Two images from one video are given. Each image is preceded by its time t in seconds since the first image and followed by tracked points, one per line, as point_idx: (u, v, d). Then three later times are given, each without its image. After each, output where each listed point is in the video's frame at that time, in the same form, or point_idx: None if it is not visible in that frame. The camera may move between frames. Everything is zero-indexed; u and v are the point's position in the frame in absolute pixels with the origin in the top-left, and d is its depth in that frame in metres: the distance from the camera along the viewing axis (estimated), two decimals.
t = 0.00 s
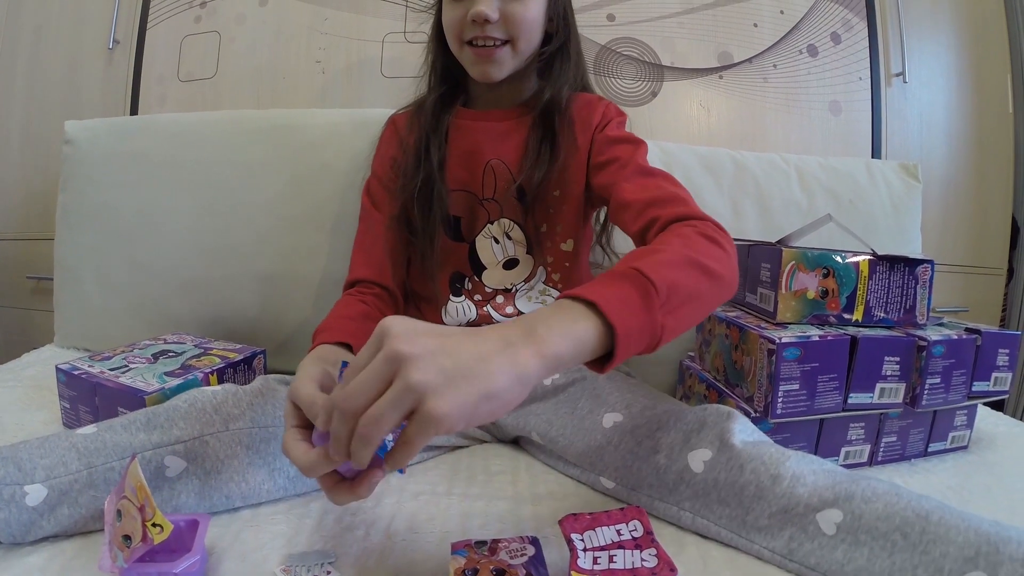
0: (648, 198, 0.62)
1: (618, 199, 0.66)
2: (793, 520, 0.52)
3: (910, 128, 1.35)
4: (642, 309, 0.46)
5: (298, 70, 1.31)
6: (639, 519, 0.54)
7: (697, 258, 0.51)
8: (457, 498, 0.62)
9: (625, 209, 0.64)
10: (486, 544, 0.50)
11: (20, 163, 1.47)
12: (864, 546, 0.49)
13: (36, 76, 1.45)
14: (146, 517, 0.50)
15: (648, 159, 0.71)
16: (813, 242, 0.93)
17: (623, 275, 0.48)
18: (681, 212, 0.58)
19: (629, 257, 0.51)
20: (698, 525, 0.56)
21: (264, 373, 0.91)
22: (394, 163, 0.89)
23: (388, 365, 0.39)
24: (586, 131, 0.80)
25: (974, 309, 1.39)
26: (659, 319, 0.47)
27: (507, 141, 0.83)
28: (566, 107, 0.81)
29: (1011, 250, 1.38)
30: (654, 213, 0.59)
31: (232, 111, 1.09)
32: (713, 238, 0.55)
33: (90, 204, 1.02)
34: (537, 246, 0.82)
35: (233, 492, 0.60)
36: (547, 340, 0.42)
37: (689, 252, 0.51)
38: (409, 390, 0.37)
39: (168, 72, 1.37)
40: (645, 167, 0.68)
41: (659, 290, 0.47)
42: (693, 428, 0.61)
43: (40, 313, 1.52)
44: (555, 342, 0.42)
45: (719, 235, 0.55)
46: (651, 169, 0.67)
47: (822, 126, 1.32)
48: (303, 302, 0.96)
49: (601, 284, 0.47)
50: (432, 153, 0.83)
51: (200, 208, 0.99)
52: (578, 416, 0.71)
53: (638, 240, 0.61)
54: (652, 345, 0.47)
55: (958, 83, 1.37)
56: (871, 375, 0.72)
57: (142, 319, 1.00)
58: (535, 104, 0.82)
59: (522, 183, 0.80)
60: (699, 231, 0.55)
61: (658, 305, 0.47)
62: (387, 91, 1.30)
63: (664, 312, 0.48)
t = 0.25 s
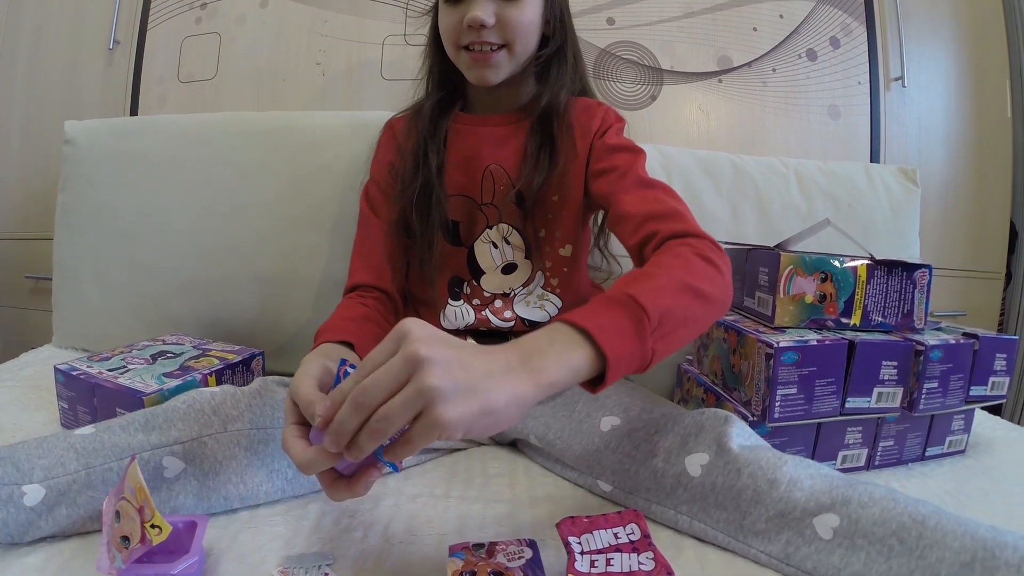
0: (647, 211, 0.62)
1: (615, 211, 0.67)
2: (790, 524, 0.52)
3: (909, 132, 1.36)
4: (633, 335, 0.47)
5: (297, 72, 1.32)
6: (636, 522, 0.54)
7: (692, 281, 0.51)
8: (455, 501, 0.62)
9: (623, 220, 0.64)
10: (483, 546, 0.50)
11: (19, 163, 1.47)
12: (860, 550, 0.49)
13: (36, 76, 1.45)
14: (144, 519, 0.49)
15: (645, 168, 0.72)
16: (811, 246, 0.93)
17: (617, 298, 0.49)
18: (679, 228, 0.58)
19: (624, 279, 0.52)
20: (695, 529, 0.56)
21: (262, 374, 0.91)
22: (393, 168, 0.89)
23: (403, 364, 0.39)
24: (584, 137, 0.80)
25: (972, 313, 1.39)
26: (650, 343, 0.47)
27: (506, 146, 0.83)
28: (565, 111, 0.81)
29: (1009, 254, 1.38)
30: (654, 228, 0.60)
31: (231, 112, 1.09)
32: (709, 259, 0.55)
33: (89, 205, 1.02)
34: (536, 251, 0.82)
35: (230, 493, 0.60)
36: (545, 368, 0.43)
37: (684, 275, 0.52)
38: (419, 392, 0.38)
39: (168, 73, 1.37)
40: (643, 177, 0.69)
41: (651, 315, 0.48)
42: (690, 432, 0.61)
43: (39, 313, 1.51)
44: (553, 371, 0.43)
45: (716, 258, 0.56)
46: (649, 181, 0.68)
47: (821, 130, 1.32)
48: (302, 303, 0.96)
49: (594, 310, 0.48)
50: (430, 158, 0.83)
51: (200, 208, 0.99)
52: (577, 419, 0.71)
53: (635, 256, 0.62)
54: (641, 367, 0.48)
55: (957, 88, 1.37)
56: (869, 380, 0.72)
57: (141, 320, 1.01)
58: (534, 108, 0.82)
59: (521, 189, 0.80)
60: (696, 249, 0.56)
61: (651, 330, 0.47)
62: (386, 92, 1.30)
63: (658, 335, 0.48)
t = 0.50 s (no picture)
0: (644, 214, 0.62)
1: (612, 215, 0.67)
2: (785, 525, 0.52)
3: (906, 133, 1.36)
4: (626, 341, 0.47)
5: (296, 70, 1.31)
6: (633, 521, 0.54)
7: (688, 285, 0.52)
8: (452, 499, 0.62)
9: (621, 222, 0.64)
10: (479, 545, 0.50)
11: (16, 160, 1.47)
12: (856, 552, 0.49)
13: (34, 72, 1.45)
14: (142, 516, 0.49)
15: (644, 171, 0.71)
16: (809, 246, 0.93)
17: (613, 305, 0.49)
18: (676, 232, 0.58)
19: (621, 285, 0.52)
20: (691, 529, 0.57)
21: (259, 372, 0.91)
22: (392, 166, 0.89)
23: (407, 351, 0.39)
24: (581, 137, 0.80)
25: (968, 314, 1.40)
26: (646, 348, 0.48)
27: (504, 145, 0.83)
28: (563, 110, 0.81)
29: (1006, 255, 1.39)
30: (651, 231, 0.60)
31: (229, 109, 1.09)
32: (705, 263, 0.55)
33: (86, 202, 1.02)
34: (534, 250, 0.82)
35: (227, 491, 0.60)
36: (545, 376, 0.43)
37: (680, 280, 0.52)
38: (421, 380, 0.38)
39: (166, 70, 1.37)
40: (642, 180, 0.69)
41: (646, 322, 0.48)
42: (686, 432, 0.61)
43: (36, 310, 1.51)
44: (552, 375, 0.43)
45: (712, 262, 0.56)
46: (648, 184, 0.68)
47: (819, 130, 1.33)
48: (299, 301, 0.96)
49: (589, 314, 0.49)
50: (429, 156, 0.83)
51: (197, 206, 0.99)
52: (575, 418, 0.71)
53: (632, 258, 0.63)
54: (638, 373, 0.48)
55: (955, 89, 1.37)
56: (866, 380, 0.72)
57: (138, 317, 1.00)
58: (533, 107, 0.82)
59: (519, 188, 0.80)
60: (692, 253, 0.56)
61: (646, 335, 0.48)
62: (385, 91, 1.30)
63: (653, 339, 0.49)
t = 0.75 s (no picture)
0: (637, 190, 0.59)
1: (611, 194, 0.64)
2: (782, 527, 0.52)
3: (905, 136, 1.36)
4: (613, 294, 0.46)
5: (294, 69, 1.31)
6: (629, 523, 0.54)
7: (679, 239, 0.50)
8: (448, 500, 0.62)
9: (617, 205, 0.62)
10: (475, 547, 0.50)
11: (14, 158, 1.47)
12: (852, 554, 0.49)
13: (33, 71, 1.45)
14: (139, 517, 0.49)
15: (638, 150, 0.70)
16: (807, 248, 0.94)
17: (601, 266, 0.48)
18: (669, 196, 0.55)
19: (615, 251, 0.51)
20: (688, 532, 0.57)
21: (257, 372, 0.91)
22: (390, 165, 0.89)
23: (374, 388, 0.42)
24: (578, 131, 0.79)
25: (965, 317, 1.40)
26: (637, 302, 0.46)
27: (501, 144, 0.83)
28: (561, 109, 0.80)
29: (1003, 258, 1.39)
30: (645, 203, 0.57)
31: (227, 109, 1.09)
32: (697, 213, 0.53)
33: (84, 201, 1.02)
34: (531, 248, 0.82)
35: (224, 492, 0.60)
36: (520, 330, 0.43)
37: (669, 235, 0.50)
38: (386, 395, 0.39)
39: (165, 69, 1.37)
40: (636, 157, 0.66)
41: (632, 275, 0.47)
42: (683, 434, 0.61)
43: (34, 309, 1.51)
44: (523, 326, 0.43)
45: (709, 212, 0.53)
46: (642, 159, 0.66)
47: (817, 133, 1.33)
48: (297, 301, 0.96)
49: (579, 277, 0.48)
50: (427, 155, 0.83)
51: (196, 206, 0.99)
52: (573, 419, 0.71)
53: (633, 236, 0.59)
54: (636, 333, 0.46)
55: (953, 92, 1.38)
56: (863, 383, 0.72)
57: (136, 317, 1.00)
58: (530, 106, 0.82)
59: (516, 186, 0.80)
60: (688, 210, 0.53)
61: (634, 288, 0.46)
62: (384, 91, 1.30)
63: (648, 297, 0.47)
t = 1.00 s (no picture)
0: (649, 190, 0.61)
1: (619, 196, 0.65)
2: (780, 527, 0.52)
3: (904, 138, 1.36)
4: (635, 307, 0.47)
5: (294, 70, 1.31)
6: (628, 524, 0.54)
7: (698, 244, 0.50)
8: (447, 501, 0.62)
9: (630, 207, 0.63)
10: (474, 548, 0.50)
11: (13, 157, 1.47)
12: (851, 554, 0.49)
13: (33, 70, 1.45)
14: (138, 517, 0.49)
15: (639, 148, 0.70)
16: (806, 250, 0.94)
17: (623, 279, 0.49)
18: (683, 199, 0.57)
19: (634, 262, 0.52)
20: (686, 532, 0.57)
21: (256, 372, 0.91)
22: (388, 167, 0.89)
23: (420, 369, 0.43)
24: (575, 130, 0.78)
25: (964, 319, 1.40)
26: (663, 314, 0.47)
27: (498, 145, 0.83)
28: (556, 110, 0.80)
29: (1002, 261, 1.39)
30: (659, 203, 0.59)
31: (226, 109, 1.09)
32: (716, 217, 0.53)
33: (84, 201, 1.02)
34: (530, 249, 0.81)
35: (223, 492, 0.60)
36: (552, 361, 0.44)
37: (689, 242, 0.50)
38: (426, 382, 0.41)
39: (165, 69, 1.37)
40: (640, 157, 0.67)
41: (656, 288, 0.47)
42: (682, 434, 0.62)
43: (33, 308, 1.51)
44: (559, 359, 0.45)
45: (724, 213, 0.54)
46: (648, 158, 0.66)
47: (816, 134, 1.33)
48: (296, 302, 0.96)
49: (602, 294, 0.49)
50: (423, 157, 0.83)
51: (195, 206, 0.99)
52: (572, 419, 0.71)
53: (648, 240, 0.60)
54: (665, 343, 0.48)
55: (952, 95, 1.38)
56: (861, 385, 0.72)
57: (135, 317, 1.00)
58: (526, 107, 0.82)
59: (513, 187, 0.80)
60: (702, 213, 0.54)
61: (656, 298, 0.47)
62: (383, 91, 1.30)
63: (671, 303, 0.48)
